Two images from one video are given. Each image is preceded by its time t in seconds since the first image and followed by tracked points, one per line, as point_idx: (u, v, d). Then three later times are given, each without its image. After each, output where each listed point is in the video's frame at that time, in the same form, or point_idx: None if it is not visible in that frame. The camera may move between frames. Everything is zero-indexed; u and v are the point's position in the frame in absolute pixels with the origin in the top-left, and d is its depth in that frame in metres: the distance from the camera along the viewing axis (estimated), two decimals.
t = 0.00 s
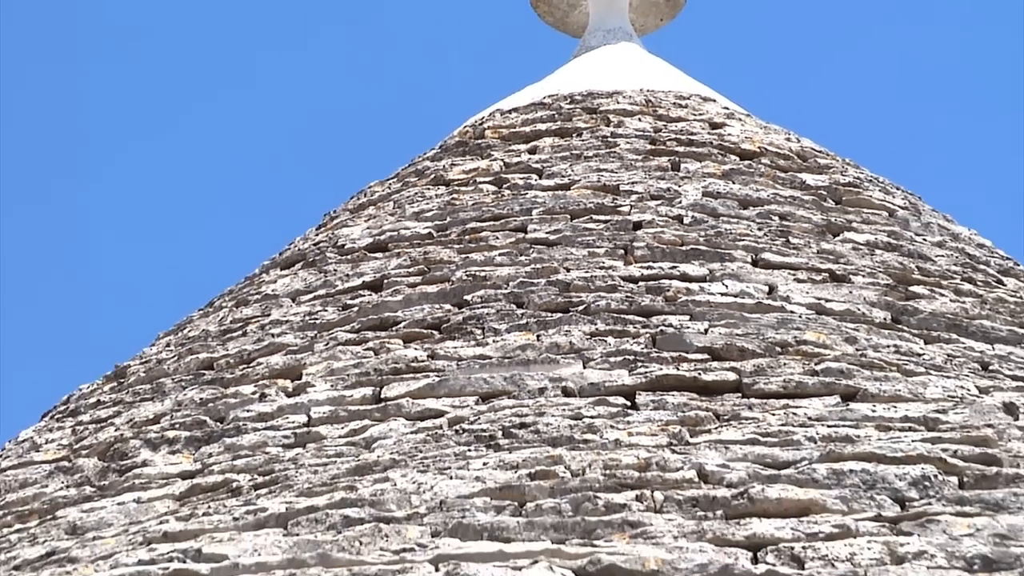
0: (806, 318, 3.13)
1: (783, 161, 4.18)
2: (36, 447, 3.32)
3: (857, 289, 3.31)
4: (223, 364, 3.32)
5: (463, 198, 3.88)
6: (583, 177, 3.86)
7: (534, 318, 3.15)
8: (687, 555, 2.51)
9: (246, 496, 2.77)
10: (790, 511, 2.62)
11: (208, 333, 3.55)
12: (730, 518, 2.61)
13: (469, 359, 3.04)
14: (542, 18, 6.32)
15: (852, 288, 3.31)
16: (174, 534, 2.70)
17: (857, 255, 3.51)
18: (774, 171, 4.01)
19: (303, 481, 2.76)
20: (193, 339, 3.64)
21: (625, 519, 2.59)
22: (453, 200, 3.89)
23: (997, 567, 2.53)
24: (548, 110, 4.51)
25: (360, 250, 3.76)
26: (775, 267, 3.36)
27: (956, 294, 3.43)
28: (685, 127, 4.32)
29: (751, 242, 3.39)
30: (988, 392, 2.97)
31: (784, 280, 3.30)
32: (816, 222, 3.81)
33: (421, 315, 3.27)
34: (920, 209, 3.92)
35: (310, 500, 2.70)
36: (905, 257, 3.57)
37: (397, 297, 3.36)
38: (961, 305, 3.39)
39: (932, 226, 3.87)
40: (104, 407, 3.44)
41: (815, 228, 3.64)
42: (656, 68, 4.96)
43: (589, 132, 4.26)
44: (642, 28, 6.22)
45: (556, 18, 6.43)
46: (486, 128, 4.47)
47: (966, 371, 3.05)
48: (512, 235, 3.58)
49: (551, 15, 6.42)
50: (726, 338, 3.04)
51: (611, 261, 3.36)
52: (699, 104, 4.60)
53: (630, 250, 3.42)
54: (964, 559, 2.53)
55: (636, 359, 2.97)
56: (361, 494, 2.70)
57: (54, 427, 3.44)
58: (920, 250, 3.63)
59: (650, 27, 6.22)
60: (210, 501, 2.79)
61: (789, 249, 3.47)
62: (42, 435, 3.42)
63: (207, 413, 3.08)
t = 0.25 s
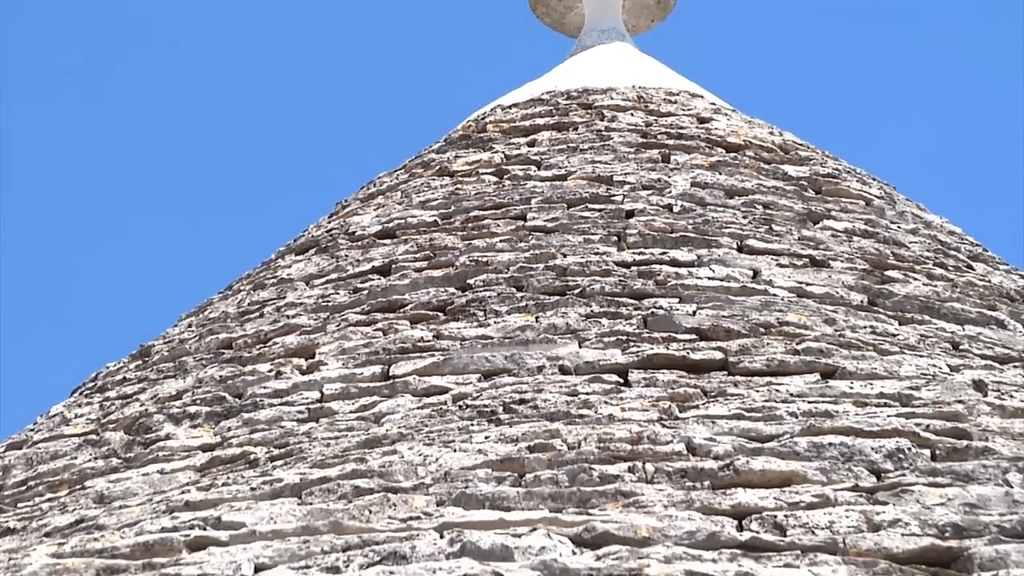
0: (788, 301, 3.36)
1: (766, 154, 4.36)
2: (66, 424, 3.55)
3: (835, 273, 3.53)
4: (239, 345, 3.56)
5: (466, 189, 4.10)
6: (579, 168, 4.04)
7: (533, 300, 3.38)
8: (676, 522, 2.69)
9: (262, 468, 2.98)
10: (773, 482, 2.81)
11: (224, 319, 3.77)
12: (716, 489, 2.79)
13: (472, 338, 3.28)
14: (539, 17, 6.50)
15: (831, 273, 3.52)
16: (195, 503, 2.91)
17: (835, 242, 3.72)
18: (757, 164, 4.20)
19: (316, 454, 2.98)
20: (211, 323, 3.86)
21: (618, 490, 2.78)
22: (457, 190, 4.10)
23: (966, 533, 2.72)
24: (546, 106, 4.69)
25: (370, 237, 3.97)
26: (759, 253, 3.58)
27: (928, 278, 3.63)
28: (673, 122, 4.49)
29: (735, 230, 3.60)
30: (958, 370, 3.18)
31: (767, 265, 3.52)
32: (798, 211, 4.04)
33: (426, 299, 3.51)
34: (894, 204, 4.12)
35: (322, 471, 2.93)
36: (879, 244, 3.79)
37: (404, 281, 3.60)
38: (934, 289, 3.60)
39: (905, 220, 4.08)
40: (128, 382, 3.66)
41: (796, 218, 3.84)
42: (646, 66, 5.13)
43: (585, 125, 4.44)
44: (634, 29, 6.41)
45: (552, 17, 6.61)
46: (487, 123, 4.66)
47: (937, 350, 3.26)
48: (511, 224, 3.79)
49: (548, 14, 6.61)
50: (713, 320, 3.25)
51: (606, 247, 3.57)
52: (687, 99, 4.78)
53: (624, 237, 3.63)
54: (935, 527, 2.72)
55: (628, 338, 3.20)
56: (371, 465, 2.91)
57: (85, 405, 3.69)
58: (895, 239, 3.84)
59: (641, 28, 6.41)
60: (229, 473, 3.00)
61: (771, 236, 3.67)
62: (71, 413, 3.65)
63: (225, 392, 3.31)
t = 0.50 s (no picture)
0: (773, 291, 3.56)
1: (751, 152, 4.56)
2: (94, 406, 3.76)
3: (817, 264, 3.73)
4: (257, 332, 3.76)
5: (468, 184, 4.29)
6: (575, 165, 4.24)
7: (532, 290, 3.57)
8: (667, 500, 2.86)
9: (276, 447, 3.18)
10: (759, 462, 2.98)
11: (246, 307, 3.97)
12: (705, 468, 2.96)
13: (474, 326, 3.48)
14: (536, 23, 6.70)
15: (813, 265, 3.73)
16: (212, 481, 3.11)
17: (817, 235, 3.93)
18: (743, 163, 4.40)
19: (327, 435, 3.17)
20: (229, 312, 4.06)
21: (613, 469, 2.95)
22: (461, 185, 4.29)
23: (941, 510, 2.89)
24: (544, 106, 4.88)
25: (378, 230, 4.17)
26: (745, 245, 3.77)
27: (905, 270, 3.83)
28: (665, 122, 4.68)
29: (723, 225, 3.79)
30: (934, 355, 3.38)
31: (753, 256, 3.71)
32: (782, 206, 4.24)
33: (432, 288, 3.70)
34: (872, 202, 4.32)
35: (332, 451, 3.11)
36: (858, 236, 3.99)
37: (410, 271, 3.79)
38: (910, 279, 3.81)
39: (883, 216, 4.26)
40: (154, 367, 3.86)
41: (779, 212, 4.03)
42: (639, 69, 5.31)
43: (582, 125, 4.63)
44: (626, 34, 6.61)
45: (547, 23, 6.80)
46: (488, 123, 4.85)
47: (914, 338, 3.46)
48: (511, 218, 3.98)
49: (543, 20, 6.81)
50: (702, 309, 3.43)
51: (601, 240, 3.77)
52: (678, 100, 4.97)
53: (617, 231, 3.81)
54: (913, 504, 2.90)
55: (621, 326, 3.37)
56: (378, 446, 3.09)
57: (112, 389, 3.90)
58: (872, 232, 4.04)
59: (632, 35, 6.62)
60: (244, 452, 3.20)
61: (756, 230, 3.87)
62: (100, 396, 3.85)
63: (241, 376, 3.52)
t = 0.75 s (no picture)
0: (756, 283, 3.77)
1: (737, 152, 4.79)
2: (117, 391, 3.96)
3: (799, 258, 3.95)
4: (274, 321, 3.97)
5: (469, 182, 4.49)
6: (570, 164, 4.45)
7: (530, 283, 3.77)
8: (657, 481, 3.05)
9: (288, 431, 3.38)
10: (743, 444, 3.17)
11: (262, 299, 4.18)
12: (692, 450, 3.16)
13: (475, 316, 3.68)
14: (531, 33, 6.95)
15: (795, 258, 3.95)
16: (228, 463, 3.31)
17: (797, 230, 4.16)
18: (729, 162, 4.62)
19: (337, 420, 3.37)
20: (244, 303, 4.26)
21: (606, 451, 3.14)
22: (462, 184, 4.49)
23: (915, 490, 3.08)
24: (540, 109, 5.09)
25: (385, 226, 4.38)
26: (731, 240, 3.98)
27: (882, 263, 4.04)
28: (655, 124, 4.90)
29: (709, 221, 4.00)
30: (908, 344, 3.59)
31: (738, 251, 3.92)
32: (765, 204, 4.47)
33: (438, 280, 3.91)
34: (850, 201, 4.54)
35: (342, 434, 3.31)
36: (837, 232, 4.20)
37: (415, 265, 4.00)
38: (886, 272, 4.03)
39: (860, 215, 4.48)
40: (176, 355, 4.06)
41: (762, 208, 4.24)
42: (630, 74, 5.53)
43: (577, 127, 4.83)
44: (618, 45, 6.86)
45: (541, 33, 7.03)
46: (487, 124, 5.05)
47: (890, 326, 3.67)
48: (510, 214, 4.18)
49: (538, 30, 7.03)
50: (689, 300, 3.65)
51: (595, 235, 3.97)
52: (667, 104, 5.19)
53: (611, 226, 4.02)
54: (888, 484, 3.09)
55: (614, 316, 3.59)
56: (385, 430, 3.29)
57: (134, 375, 4.10)
58: (849, 228, 4.26)
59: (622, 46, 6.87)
60: (259, 435, 3.41)
61: (741, 225, 4.09)
62: (123, 381, 4.05)
63: (256, 363, 3.75)
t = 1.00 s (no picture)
0: (743, 278, 3.96)
1: (724, 155, 5.00)
2: (137, 381, 4.15)
3: (783, 255, 4.15)
4: (285, 315, 4.17)
5: (470, 183, 4.69)
6: (566, 166, 4.65)
7: (528, 279, 3.96)
8: (649, 466, 3.22)
9: (298, 419, 3.56)
10: (730, 432, 3.34)
11: (274, 295, 4.38)
12: (682, 437, 3.33)
13: (476, 311, 3.87)
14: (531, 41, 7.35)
15: (780, 254, 4.13)
16: (242, 450, 3.49)
17: (781, 228, 4.35)
18: (716, 164, 4.83)
19: (344, 409, 3.55)
20: (256, 299, 4.45)
21: (600, 438, 3.32)
22: (464, 185, 4.69)
23: (893, 476, 3.26)
24: (537, 113, 5.29)
25: (390, 225, 4.58)
26: (718, 238, 4.17)
27: (862, 260, 4.23)
28: (647, 128, 5.10)
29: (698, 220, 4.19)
30: (887, 336, 3.78)
31: (726, 248, 4.11)
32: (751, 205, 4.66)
33: (441, 275, 4.09)
34: (832, 202, 4.74)
35: (349, 422, 3.49)
36: (820, 231, 4.40)
37: (418, 262, 4.19)
38: (866, 269, 4.21)
39: (841, 214, 4.67)
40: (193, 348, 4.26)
41: (747, 208, 4.44)
42: (624, 81, 5.74)
43: (573, 131, 5.03)
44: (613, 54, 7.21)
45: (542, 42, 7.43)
46: (487, 127, 5.24)
47: (869, 320, 3.85)
48: (508, 213, 4.37)
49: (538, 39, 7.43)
50: (680, 295, 3.84)
51: (589, 234, 4.16)
52: (659, 108, 5.40)
53: (604, 224, 4.21)
54: (868, 470, 3.26)
55: (608, 310, 3.78)
56: (391, 418, 3.47)
57: (151, 367, 4.29)
58: (830, 226, 4.45)
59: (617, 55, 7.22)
60: (271, 423, 3.59)
61: (728, 224, 4.28)
62: (143, 371, 4.24)
63: (268, 354, 3.94)
